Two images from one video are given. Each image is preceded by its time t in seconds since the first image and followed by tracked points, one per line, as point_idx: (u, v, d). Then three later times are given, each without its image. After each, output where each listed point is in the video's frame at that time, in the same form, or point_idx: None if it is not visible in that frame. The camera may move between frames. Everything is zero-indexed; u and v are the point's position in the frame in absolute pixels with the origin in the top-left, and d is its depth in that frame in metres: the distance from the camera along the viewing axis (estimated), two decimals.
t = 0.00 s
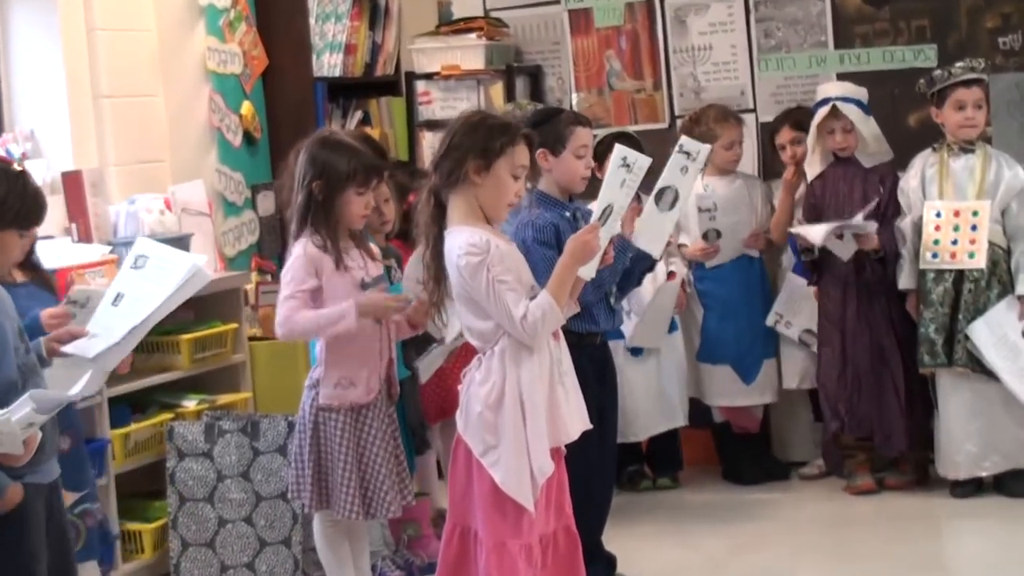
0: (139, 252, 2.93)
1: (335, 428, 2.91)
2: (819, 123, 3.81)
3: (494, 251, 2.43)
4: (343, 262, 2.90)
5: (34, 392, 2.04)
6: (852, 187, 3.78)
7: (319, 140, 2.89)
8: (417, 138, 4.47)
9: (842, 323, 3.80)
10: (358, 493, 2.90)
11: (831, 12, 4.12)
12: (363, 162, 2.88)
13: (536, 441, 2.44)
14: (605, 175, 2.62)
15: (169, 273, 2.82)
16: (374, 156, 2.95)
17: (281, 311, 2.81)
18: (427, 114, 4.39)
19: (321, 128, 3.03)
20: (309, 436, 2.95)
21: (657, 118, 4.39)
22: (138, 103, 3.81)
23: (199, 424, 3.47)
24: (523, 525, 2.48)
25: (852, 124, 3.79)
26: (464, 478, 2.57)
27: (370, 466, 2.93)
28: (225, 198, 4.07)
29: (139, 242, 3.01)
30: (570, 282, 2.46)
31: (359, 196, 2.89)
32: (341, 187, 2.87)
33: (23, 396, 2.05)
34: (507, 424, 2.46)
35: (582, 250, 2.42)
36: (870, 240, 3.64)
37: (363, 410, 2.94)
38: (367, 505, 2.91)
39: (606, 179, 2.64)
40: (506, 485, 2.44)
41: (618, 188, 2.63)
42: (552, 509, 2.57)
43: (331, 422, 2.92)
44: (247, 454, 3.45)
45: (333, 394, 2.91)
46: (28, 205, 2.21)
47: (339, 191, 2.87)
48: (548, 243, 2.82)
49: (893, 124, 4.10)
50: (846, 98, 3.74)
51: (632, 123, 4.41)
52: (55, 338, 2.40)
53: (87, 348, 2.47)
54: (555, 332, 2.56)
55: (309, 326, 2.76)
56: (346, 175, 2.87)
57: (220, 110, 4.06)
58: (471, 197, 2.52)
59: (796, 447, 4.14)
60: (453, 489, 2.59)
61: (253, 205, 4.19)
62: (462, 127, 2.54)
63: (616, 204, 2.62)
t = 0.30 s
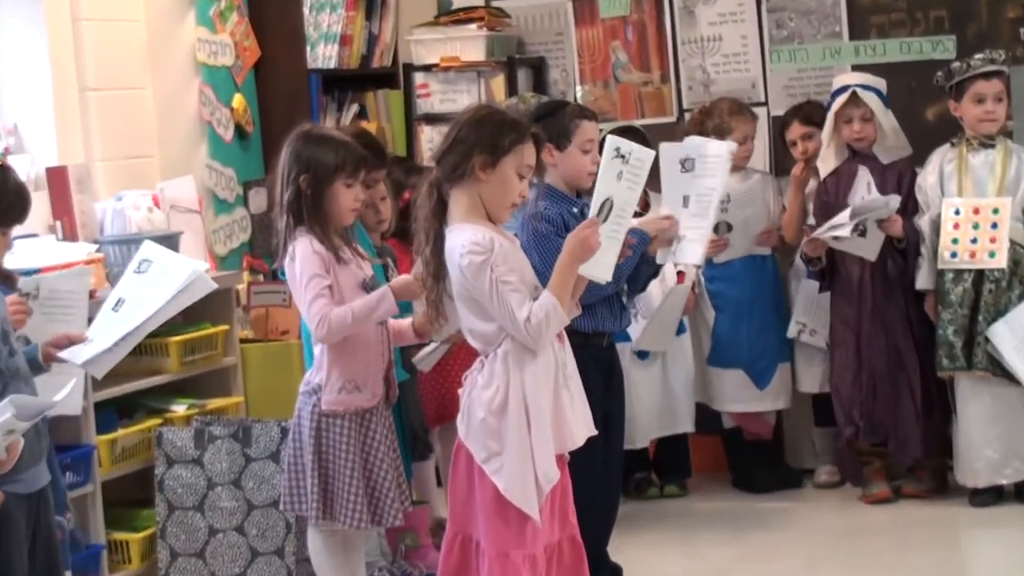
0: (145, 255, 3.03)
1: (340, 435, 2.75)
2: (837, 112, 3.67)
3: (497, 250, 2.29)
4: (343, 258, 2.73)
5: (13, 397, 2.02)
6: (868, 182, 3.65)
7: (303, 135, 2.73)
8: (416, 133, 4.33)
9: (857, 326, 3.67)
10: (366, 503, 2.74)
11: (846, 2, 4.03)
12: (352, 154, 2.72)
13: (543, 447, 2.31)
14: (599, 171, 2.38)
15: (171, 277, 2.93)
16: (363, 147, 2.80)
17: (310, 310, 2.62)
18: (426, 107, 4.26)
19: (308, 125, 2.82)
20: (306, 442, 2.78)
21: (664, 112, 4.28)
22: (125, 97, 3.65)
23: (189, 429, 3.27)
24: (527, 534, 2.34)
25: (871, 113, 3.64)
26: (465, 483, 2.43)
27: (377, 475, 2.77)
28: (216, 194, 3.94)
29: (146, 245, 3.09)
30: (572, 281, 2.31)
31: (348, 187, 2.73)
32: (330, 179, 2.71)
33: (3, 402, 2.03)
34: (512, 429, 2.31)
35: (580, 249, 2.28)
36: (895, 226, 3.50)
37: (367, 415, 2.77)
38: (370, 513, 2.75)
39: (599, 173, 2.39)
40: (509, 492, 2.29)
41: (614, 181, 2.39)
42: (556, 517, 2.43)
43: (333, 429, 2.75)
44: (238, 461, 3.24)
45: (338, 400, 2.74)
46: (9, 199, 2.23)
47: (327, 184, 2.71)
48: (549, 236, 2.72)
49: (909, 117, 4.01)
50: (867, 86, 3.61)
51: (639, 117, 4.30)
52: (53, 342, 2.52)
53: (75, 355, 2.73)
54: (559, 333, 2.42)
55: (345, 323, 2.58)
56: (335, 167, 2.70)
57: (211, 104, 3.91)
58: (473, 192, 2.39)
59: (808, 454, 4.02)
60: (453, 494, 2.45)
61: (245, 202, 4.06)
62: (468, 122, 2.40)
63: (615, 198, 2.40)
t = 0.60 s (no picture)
0: (148, 261, 2.85)
1: (340, 438, 2.64)
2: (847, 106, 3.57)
3: (505, 248, 2.19)
4: (342, 253, 2.64)
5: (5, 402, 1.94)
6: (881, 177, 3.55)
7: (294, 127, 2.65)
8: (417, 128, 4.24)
9: (868, 327, 3.58)
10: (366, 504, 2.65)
11: None
12: (348, 144, 2.65)
13: (548, 451, 2.22)
14: (606, 164, 2.35)
15: (169, 280, 2.73)
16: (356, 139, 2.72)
17: (308, 313, 2.52)
18: (426, 101, 4.18)
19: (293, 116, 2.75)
20: (305, 443, 2.68)
21: (671, 107, 4.23)
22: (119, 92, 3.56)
23: (183, 431, 3.15)
24: (531, 538, 2.24)
25: (883, 105, 3.54)
26: (467, 486, 2.34)
27: (376, 475, 2.68)
28: (211, 191, 3.85)
29: (150, 251, 2.93)
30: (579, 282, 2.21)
31: (346, 177, 2.65)
32: (327, 170, 2.62)
33: None
34: (517, 431, 2.22)
35: (585, 250, 2.17)
36: (915, 212, 3.39)
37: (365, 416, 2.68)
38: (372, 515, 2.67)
39: (606, 168, 2.35)
40: (512, 496, 2.20)
41: (625, 176, 2.35)
42: (558, 522, 2.33)
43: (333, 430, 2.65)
44: (233, 464, 3.12)
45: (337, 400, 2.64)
46: None
47: (325, 174, 2.62)
48: (552, 232, 2.63)
49: (920, 113, 3.96)
50: (881, 77, 3.52)
51: (645, 112, 4.24)
52: (51, 346, 2.45)
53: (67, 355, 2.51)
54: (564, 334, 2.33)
55: (345, 326, 2.49)
56: (332, 157, 2.62)
57: (205, 96, 3.84)
58: (479, 185, 2.28)
59: (817, 457, 3.95)
60: (455, 497, 2.35)
61: (239, 198, 3.98)
62: (471, 116, 2.31)
63: (626, 193, 2.34)
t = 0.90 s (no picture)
0: (155, 264, 3.00)
1: (344, 435, 2.64)
2: (846, 102, 3.58)
3: (513, 246, 2.19)
4: (343, 252, 2.64)
5: (10, 411, 1.92)
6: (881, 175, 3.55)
7: (295, 124, 2.65)
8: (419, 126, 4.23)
9: (869, 325, 3.58)
10: (370, 501, 2.65)
11: None
12: (350, 142, 2.65)
13: (554, 449, 2.21)
14: (621, 165, 2.24)
15: (177, 282, 2.87)
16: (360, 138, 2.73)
17: (307, 316, 2.52)
18: (428, 100, 4.18)
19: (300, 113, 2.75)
20: (308, 442, 2.68)
21: (674, 106, 4.25)
22: (122, 91, 3.56)
23: (187, 430, 3.13)
24: (537, 537, 2.24)
25: (881, 101, 3.53)
26: (473, 483, 2.33)
27: (378, 473, 2.69)
28: (214, 190, 3.84)
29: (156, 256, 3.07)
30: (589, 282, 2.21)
31: (348, 176, 2.65)
32: (327, 169, 2.62)
33: None
34: (524, 428, 2.22)
35: (595, 248, 2.17)
36: (917, 204, 3.36)
37: (367, 413, 2.68)
38: (376, 513, 2.67)
39: (621, 170, 2.25)
40: (519, 495, 2.20)
41: (643, 174, 2.26)
42: (565, 521, 2.33)
43: (337, 427, 2.65)
44: (236, 463, 3.11)
45: (340, 398, 2.63)
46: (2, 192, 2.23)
47: (326, 172, 2.62)
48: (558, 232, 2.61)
49: (924, 112, 3.98)
50: (878, 74, 3.51)
51: (647, 111, 4.27)
52: (55, 346, 2.34)
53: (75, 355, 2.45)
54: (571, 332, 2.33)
55: (345, 328, 2.49)
56: (333, 155, 2.62)
57: (208, 96, 3.82)
58: (485, 183, 2.28)
59: (820, 455, 3.96)
60: (461, 494, 2.35)
61: (242, 197, 3.97)
62: (470, 114, 2.31)
63: (645, 195, 2.26)
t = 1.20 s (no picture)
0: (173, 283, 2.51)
1: (346, 433, 2.64)
2: (843, 101, 3.56)
3: (516, 244, 2.19)
4: (345, 253, 2.63)
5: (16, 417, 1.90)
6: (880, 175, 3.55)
7: (303, 125, 2.65)
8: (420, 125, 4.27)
9: (868, 326, 3.58)
10: (373, 499, 2.65)
11: None
12: (357, 145, 2.64)
13: (557, 448, 2.21)
14: (641, 171, 2.26)
15: (184, 295, 2.39)
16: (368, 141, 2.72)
17: (308, 318, 2.52)
18: (431, 99, 4.19)
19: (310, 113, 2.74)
20: (311, 441, 2.67)
21: (676, 106, 4.26)
22: (123, 91, 3.55)
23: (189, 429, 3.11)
24: (540, 537, 2.24)
25: (878, 100, 3.53)
26: (476, 482, 2.33)
27: (382, 471, 2.68)
28: (215, 189, 3.84)
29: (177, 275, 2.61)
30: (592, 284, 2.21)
31: (352, 182, 2.65)
32: (333, 173, 2.62)
33: (6, 419, 1.91)
34: (527, 427, 2.22)
35: (602, 252, 2.17)
36: (919, 200, 3.38)
37: (369, 411, 2.68)
38: (379, 511, 2.67)
39: (640, 179, 2.27)
40: (522, 494, 2.20)
41: (659, 188, 2.26)
42: (568, 520, 2.33)
43: (339, 425, 2.64)
44: (238, 463, 3.09)
45: (341, 397, 2.63)
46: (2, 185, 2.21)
47: (330, 176, 2.62)
48: (561, 224, 2.62)
49: (925, 111, 3.98)
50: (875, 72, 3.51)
51: (649, 110, 4.28)
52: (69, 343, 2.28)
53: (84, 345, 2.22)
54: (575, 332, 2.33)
55: (347, 339, 2.51)
56: (339, 158, 2.61)
57: (209, 96, 3.83)
58: (485, 183, 2.28)
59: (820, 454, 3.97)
60: (464, 493, 2.35)
61: (245, 197, 3.98)
62: (462, 113, 2.31)
63: (661, 208, 2.26)
